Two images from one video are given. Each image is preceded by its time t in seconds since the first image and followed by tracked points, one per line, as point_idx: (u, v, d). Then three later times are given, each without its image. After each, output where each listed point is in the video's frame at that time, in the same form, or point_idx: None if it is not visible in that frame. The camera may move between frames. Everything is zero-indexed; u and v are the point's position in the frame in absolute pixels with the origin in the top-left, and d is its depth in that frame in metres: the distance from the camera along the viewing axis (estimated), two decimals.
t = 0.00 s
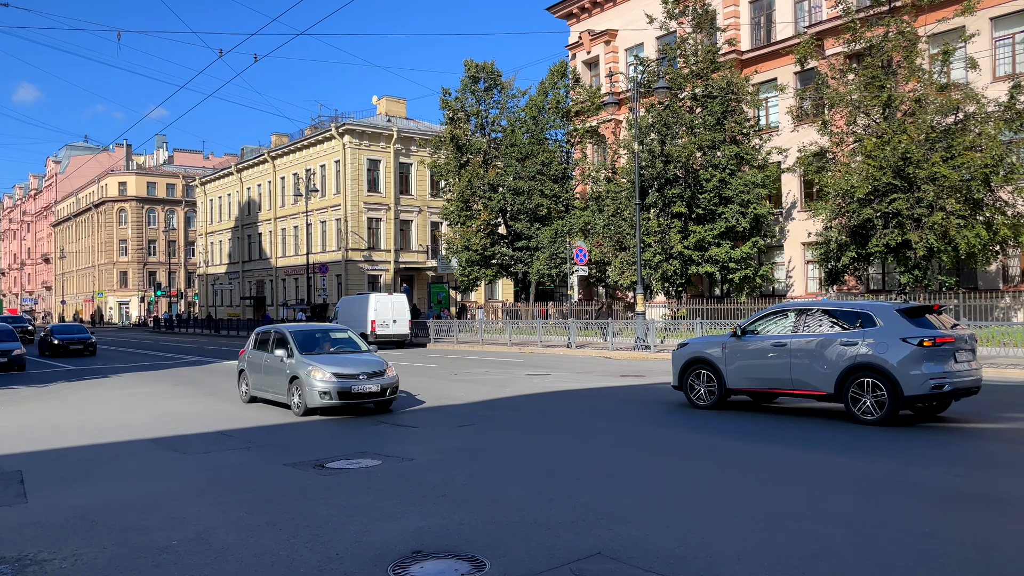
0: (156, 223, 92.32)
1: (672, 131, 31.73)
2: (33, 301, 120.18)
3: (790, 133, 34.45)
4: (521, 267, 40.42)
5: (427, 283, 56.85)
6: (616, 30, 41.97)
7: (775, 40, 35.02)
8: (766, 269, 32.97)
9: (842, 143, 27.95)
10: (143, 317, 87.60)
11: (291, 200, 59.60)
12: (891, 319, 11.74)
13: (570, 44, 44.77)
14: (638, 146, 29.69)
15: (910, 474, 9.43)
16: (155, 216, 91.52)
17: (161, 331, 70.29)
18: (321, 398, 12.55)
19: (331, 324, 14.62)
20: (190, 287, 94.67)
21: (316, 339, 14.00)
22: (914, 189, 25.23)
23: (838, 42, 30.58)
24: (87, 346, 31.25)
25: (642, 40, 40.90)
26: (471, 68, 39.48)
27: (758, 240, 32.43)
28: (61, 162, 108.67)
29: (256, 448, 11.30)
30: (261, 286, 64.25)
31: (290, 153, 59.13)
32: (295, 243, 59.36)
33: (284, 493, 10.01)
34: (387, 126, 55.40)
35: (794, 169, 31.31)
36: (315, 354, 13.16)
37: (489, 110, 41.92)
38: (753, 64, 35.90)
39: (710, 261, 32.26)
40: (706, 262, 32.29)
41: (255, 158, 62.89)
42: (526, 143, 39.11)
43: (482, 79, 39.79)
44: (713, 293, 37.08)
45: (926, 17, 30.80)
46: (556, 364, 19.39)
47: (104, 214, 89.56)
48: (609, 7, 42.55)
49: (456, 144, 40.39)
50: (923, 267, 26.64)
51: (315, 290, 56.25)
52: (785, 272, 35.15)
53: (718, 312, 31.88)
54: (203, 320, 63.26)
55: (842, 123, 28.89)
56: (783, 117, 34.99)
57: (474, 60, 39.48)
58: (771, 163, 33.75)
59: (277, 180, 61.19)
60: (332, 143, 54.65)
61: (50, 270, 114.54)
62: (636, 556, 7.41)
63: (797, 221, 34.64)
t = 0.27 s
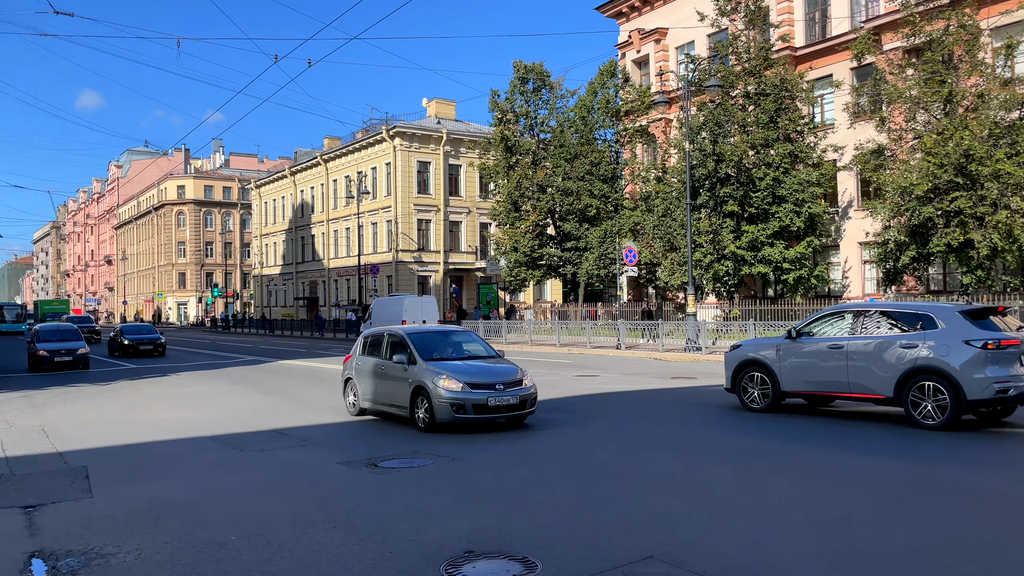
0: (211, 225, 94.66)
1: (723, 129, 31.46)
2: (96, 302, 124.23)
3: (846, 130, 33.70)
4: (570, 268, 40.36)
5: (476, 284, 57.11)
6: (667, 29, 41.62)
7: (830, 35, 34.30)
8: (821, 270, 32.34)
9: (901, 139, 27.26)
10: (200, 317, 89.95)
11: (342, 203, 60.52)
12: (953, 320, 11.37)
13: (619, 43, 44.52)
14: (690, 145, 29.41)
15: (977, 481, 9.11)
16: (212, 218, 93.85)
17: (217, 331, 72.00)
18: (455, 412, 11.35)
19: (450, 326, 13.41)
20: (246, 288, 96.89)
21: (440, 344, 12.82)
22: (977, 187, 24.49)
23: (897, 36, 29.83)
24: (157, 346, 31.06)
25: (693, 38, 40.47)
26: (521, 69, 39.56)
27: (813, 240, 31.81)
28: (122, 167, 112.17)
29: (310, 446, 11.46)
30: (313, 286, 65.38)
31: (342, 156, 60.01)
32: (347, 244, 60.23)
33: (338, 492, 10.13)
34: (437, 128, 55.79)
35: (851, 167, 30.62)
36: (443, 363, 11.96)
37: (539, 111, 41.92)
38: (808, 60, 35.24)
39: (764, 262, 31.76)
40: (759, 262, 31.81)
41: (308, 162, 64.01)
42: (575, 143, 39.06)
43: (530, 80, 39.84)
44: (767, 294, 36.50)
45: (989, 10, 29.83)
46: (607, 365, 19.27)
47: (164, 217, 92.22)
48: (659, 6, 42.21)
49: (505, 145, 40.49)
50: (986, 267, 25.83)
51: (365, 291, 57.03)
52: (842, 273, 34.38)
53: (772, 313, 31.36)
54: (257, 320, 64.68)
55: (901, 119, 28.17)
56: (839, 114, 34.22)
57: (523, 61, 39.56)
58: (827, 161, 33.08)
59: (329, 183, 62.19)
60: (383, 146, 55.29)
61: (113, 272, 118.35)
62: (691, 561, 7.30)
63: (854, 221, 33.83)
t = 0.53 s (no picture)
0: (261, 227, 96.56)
1: (772, 128, 31.21)
2: (151, 303, 127.56)
3: (901, 128, 32.92)
4: (615, 269, 40.22)
5: (520, 284, 57.16)
6: (714, 27, 41.18)
7: (883, 31, 33.56)
8: (874, 270, 31.69)
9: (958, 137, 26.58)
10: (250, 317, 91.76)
11: (389, 205, 61.15)
12: (1013, 324, 11.02)
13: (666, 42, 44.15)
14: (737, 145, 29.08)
15: None
16: (262, 221, 95.57)
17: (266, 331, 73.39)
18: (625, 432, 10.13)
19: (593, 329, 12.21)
20: (295, 289, 98.50)
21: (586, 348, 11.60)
22: None
23: (953, 31, 29.09)
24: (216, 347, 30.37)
25: (742, 35, 39.94)
26: (565, 70, 39.52)
27: (865, 240, 31.16)
28: (175, 171, 114.96)
29: (359, 446, 11.57)
30: (360, 288, 66.25)
31: (389, 158, 60.66)
32: (393, 246, 60.83)
33: (386, 492, 10.20)
34: (482, 130, 55.97)
35: (906, 165, 29.92)
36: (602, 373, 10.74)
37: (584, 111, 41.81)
38: (860, 56, 34.55)
39: (814, 262, 31.28)
40: (810, 263, 31.31)
41: (355, 164, 64.82)
42: (620, 144, 38.91)
43: (575, 80, 39.76)
44: (817, 295, 35.90)
45: None
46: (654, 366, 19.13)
47: (216, 220, 94.27)
48: (706, 3, 41.78)
49: (550, 146, 40.46)
50: None
51: (411, 292, 57.60)
52: (895, 274, 33.62)
53: (823, 314, 30.83)
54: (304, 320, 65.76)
55: (958, 116, 27.44)
56: (893, 111, 33.45)
57: (568, 61, 39.53)
58: (880, 159, 32.40)
59: (376, 185, 62.95)
60: (428, 148, 55.71)
61: (167, 273, 121.34)
62: (741, 566, 7.19)
63: (908, 220, 33.01)
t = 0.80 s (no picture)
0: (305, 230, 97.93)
1: (818, 127, 30.78)
2: (198, 304, 130.25)
3: (953, 126, 32.12)
4: (657, 271, 39.95)
5: (561, 286, 57.05)
6: (758, 25, 40.69)
7: (934, 26, 32.80)
8: (925, 272, 30.98)
9: (1012, 134, 25.86)
10: (294, 318, 93.15)
11: (431, 207, 61.53)
12: None
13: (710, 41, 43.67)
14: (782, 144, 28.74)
15: None
16: (306, 223, 96.89)
17: (310, 332, 74.44)
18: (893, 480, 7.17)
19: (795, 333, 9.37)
20: (338, 290, 99.66)
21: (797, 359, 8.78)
22: None
23: (1007, 25, 28.30)
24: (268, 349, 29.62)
25: (787, 33, 39.36)
26: (607, 70, 39.39)
27: (916, 240, 30.46)
28: (221, 175, 117.25)
29: (402, 447, 11.63)
30: (402, 289, 66.79)
31: (430, 161, 61.04)
32: (435, 247, 61.16)
33: (430, 492, 10.23)
34: (523, 131, 55.97)
35: (958, 164, 29.17)
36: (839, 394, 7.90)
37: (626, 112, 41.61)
38: (910, 53, 33.80)
39: (862, 263, 30.71)
40: (857, 264, 30.75)
41: (396, 167, 65.40)
42: (663, 144, 38.67)
43: (617, 81, 39.62)
44: (866, 297, 35.23)
45: None
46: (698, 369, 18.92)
47: (261, 223, 95.90)
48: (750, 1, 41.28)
49: (591, 147, 40.34)
50: None
51: (453, 294, 57.92)
52: (947, 275, 32.79)
53: (872, 316, 30.21)
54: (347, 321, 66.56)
55: (1013, 113, 26.69)
56: (945, 108, 32.64)
57: (609, 62, 39.38)
58: (931, 157, 31.65)
59: (418, 187, 63.45)
60: (469, 150, 55.94)
61: (215, 275, 123.85)
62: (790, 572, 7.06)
63: (960, 220, 32.19)
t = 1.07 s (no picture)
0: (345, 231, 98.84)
1: (862, 125, 30.27)
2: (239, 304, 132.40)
3: (1003, 123, 31.35)
4: (697, 272, 39.64)
5: (598, 288, 56.84)
6: (800, 22, 40.19)
7: (983, 21, 32.05)
8: (974, 273, 30.26)
9: None
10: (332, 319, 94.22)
11: (468, 208, 61.75)
12: None
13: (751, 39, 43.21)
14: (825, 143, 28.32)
15: None
16: (346, 225, 97.81)
17: (349, 333, 75.21)
18: None
19: None
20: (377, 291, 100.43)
21: None
22: None
23: None
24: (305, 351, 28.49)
25: (830, 30, 38.77)
26: (645, 70, 39.19)
27: (964, 240, 29.77)
28: (263, 177, 119.11)
29: (441, 448, 11.68)
30: (439, 290, 67.11)
31: (468, 162, 61.28)
32: (472, 249, 61.33)
33: (469, 493, 10.25)
34: (560, 132, 55.88)
35: (1008, 162, 28.44)
36: None
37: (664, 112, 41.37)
38: (956, 49, 33.07)
39: (908, 264, 30.10)
40: (902, 265, 30.15)
41: (435, 168, 65.80)
42: (702, 143, 38.38)
43: (656, 81, 39.40)
44: (912, 298, 34.55)
45: None
46: (737, 372, 18.71)
47: (302, 225, 97.11)
48: None
49: (629, 147, 40.18)
50: None
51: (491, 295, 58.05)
52: (997, 276, 31.97)
53: (918, 318, 29.60)
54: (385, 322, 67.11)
55: None
56: (994, 105, 31.88)
57: (647, 62, 39.18)
58: (980, 155, 30.93)
59: (455, 189, 63.74)
60: (507, 151, 56.02)
61: (257, 276, 125.57)
62: None
63: (1010, 220, 31.37)
